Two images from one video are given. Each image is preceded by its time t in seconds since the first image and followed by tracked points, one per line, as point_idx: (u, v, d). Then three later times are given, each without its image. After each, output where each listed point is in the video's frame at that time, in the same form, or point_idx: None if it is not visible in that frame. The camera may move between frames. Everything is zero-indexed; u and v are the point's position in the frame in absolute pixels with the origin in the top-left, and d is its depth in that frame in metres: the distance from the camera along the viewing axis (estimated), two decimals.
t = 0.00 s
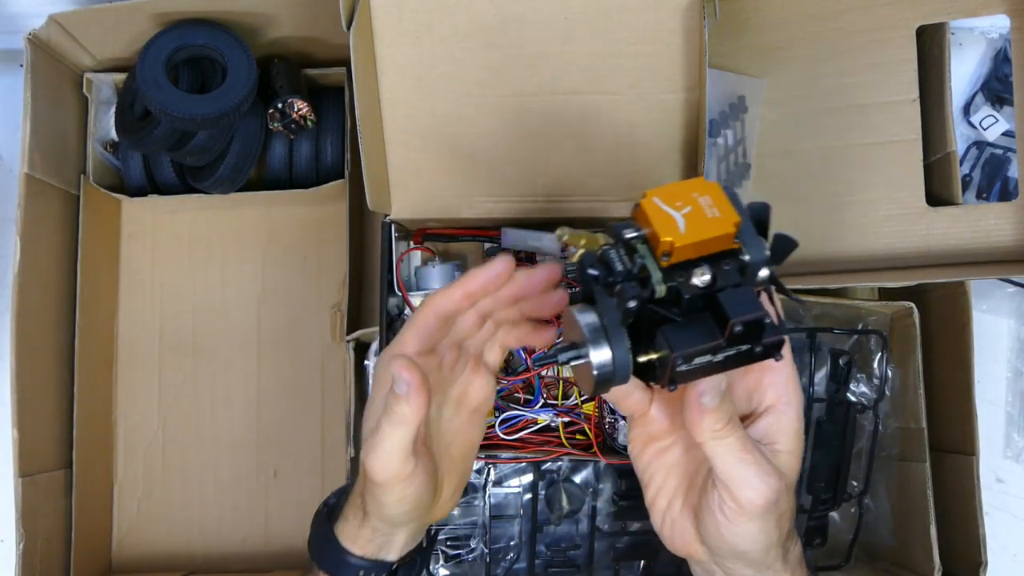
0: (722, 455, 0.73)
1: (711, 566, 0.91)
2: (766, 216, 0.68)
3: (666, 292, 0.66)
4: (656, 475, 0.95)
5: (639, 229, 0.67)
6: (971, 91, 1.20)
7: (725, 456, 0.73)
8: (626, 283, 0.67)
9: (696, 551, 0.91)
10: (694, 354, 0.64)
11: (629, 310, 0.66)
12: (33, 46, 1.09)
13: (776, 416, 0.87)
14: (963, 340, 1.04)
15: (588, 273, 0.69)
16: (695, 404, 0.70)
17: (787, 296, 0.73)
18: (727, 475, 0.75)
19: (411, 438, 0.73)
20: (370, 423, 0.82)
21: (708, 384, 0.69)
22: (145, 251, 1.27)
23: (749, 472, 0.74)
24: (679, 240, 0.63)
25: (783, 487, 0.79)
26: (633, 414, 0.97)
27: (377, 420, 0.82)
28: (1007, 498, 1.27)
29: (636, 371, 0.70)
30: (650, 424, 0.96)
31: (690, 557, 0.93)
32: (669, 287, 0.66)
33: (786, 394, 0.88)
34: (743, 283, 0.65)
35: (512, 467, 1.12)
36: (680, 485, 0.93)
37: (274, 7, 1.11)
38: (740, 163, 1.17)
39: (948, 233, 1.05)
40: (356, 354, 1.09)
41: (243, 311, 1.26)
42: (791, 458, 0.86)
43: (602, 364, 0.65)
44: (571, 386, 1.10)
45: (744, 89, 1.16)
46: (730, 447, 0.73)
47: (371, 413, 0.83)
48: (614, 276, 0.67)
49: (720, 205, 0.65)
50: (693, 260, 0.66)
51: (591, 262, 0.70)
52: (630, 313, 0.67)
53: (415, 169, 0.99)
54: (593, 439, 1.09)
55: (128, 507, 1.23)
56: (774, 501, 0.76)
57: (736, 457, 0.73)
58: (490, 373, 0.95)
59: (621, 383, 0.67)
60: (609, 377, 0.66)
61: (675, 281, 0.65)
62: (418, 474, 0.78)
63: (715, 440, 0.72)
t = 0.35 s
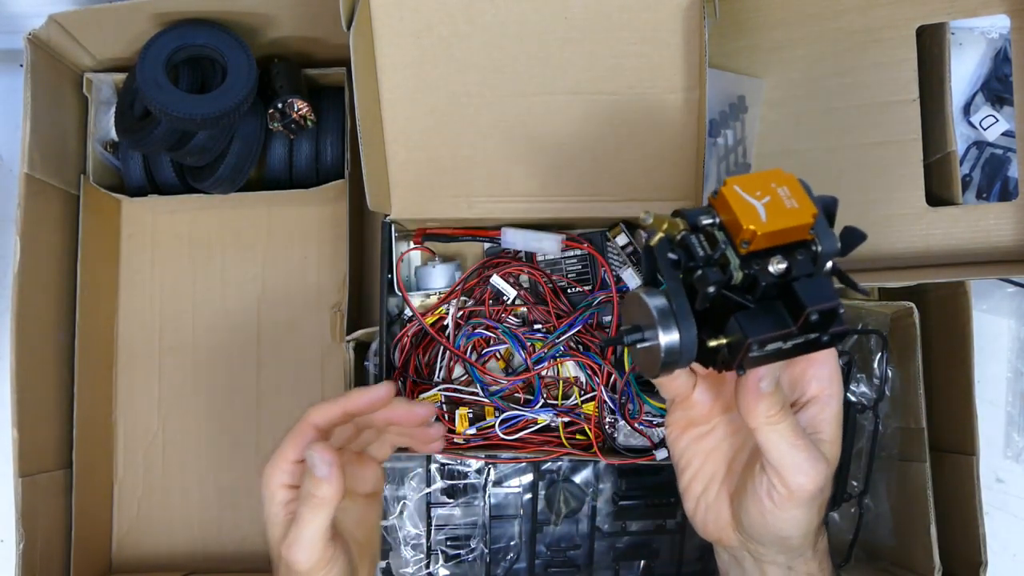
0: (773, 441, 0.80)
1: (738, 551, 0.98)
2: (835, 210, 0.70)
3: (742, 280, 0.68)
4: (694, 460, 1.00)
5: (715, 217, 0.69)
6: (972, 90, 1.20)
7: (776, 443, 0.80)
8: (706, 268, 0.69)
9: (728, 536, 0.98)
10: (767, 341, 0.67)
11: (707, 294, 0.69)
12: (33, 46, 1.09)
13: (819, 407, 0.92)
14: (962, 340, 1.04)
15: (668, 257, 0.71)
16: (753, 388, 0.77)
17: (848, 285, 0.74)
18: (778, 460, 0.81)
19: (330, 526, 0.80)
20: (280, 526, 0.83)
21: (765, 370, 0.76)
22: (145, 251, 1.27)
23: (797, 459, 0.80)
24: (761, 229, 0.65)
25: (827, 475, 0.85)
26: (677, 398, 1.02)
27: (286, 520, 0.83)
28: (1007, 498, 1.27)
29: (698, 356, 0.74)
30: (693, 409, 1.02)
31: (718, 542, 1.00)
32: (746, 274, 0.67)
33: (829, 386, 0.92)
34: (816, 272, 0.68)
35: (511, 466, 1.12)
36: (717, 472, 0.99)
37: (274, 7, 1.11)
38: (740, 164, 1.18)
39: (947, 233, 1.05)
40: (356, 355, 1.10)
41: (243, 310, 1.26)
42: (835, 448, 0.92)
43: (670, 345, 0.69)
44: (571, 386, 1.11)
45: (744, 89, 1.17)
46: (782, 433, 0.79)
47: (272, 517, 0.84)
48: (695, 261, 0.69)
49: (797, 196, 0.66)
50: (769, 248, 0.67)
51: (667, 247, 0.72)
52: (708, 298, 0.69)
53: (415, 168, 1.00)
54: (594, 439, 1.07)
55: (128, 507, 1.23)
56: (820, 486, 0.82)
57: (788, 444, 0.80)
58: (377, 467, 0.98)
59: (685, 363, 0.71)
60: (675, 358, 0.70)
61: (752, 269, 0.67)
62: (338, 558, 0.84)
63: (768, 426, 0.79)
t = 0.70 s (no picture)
0: (805, 455, 0.80)
1: (758, 565, 0.99)
2: (867, 231, 0.72)
3: (780, 300, 0.68)
4: (717, 473, 1.01)
5: (753, 238, 0.70)
6: (972, 90, 1.19)
7: (808, 457, 0.81)
8: (745, 288, 0.69)
9: (748, 551, 0.98)
10: (804, 359, 0.67)
11: (746, 313, 0.69)
12: (33, 46, 1.09)
13: (846, 422, 0.94)
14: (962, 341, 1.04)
15: (706, 277, 0.72)
16: (786, 404, 0.78)
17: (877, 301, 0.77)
18: (810, 474, 0.82)
19: None
20: None
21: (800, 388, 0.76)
22: (146, 251, 1.28)
23: (827, 473, 0.81)
24: (800, 250, 0.65)
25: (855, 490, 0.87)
26: (701, 411, 1.03)
27: None
28: (1007, 498, 1.27)
29: (732, 372, 0.74)
30: (717, 423, 1.03)
31: (737, 557, 1.00)
32: (783, 294, 0.67)
33: (853, 402, 0.95)
34: (850, 292, 0.68)
35: (511, 466, 1.12)
36: (739, 485, 1.00)
37: (273, 7, 1.10)
38: (740, 164, 1.18)
39: (948, 234, 1.05)
40: (356, 355, 1.08)
41: (242, 310, 1.26)
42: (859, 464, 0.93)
43: (706, 362, 0.70)
44: (571, 386, 1.11)
45: (744, 89, 1.17)
46: (813, 448, 0.80)
47: None
48: (734, 281, 0.70)
49: (834, 217, 0.67)
50: (806, 269, 0.68)
51: (706, 268, 0.73)
52: (746, 317, 0.70)
53: (415, 168, 1.00)
54: (593, 439, 1.07)
55: (128, 507, 1.23)
56: (851, 500, 0.82)
57: (820, 458, 0.81)
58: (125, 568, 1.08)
59: (719, 380, 0.72)
60: (711, 375, 0.71)
61: (790, 288, 0.67)
62: None
63: (800, 440, 0.80)
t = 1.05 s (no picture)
0: (797, 462, 0.81)
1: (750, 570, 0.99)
2: (854, 239, 0.72)
3: (765, 309, 0.68)
4: (709, 478, 1.01)
5: (738, 247, 0.70)
6: (972, 90, 1.19)
7: (799, 464, 0.81)
8: (730, 297, 0.69)
9: (739, 555, 0.99)
10: (788, 368, 0.67)
11: (731, 322, 0.69)
12: (33, 46, 1.09)
13: (837, 430, 0.94)
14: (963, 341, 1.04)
15: (692, 286, 0.73)
16: (778, 412, 0.78)
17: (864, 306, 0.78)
18: (802, 482, 0.82)
19: None
20: None
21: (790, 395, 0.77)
22: (145, 251, 1.28)
23: (819, 480, 0.81)
24: (784, 259, 0.65)
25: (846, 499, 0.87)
26: (694, 415, 1.02)
27: None
28: (1007, 498, 1.27)
29: (721, 381, 0.74)
30: (709, 428, 1.02)
31: (728, 561, 1.01)
32: (768, 303, 0.68)
33: (845, 410, 0.95)
34: (835, 301, 0.68)
35: (511, 466, 1.12)
36: (730, 491, 1.00)
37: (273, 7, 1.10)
38: (740, 164, 1.19)
39: (948, 234, 1.05)
40: (356, 355, 1.08)
41: (243, 310, 1.26)
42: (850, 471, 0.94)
43: (693, 370, 0.70)
44: (571, 386, 1.12)
45: (743, 89, 1.17)
46: (805, 455, 0.80)
47: None
48: (718, 290, 0.70)
49: (818, 226, 0.67)
50: (792, 278, 0.68)
51: (692, 276, 0.73)
52: (731, 325, 0.70)
53: (415, 168, 1.00)
54: (593, 439, 1.07)
55: (128, 507, 1.23)
56: (841, 507, 0.83)
57: (812, 465, 0.81)
58: None
59: (707, 389, 0.72)
60: (698, 384, 0.71)
61: (774, 297, 0.67)
62: None
63: (792, 448, 0.80)
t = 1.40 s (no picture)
0: (820, 454, 0.80)
1: (762, 563, 0.99)
2: (892, 235, 0.71)
3: (802, 298, 0.68)
4: (726, 469, 1.02)
5: (778, 236, 0.69)
6: (971, 91, 1.17)
7: (822, 456, 0.81)
8: (770, 284, 0.69)
9: (752, 548, 0.99)
10: (824, 358, 0.67)
11: (769, 309, 0.69)
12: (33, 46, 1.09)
13: (857, 426, 0.94)
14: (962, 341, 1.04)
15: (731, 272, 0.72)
16: (803, 404, 0.78)
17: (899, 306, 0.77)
18: (823, 474, 0.82)
19: None
20: None
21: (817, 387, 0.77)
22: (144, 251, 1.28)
23: (841, 473, 0.81)
24: (825, 249, 0.64)
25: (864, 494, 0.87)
26: (715, 405, 1.03)
27: None
28: (1008, 498, 1.25)
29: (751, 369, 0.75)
30: (729, 419, 1.03)
31: (740, 554, 1.01)
32: (806, 292, 0.67)
33: (866, 407, 0.95)
34: (872, 293, 0.68)
35: (511, 467, 1.12)
36: (747, 482, 1.01)
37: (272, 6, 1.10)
38: (740, 163, 1.19)
39: (947, 234, 1.05)
40: (356, 355, 1.07)
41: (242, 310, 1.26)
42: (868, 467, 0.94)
43: (725, 356, 0.70)
44: (571, 386, 1.12)
45: (743, 88, 1.17)
46: (828, 448, 0.80)
47: None
48: (758, 276, 0.69)
49: (859, 219, 0.66)
50: (830, 270, 0.67)
51: (730, 262, 0.72)
52: (768, 313, 0.70)
53: (415, 169, 1.00)
54: (594, 439, 1.07)
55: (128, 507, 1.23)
56: (861, 501, 0.83)
57: (835, 458, 0.81)
58: None
59: (737, 376, 0.72)
60: (729, 370, 0.71)
61: (813, 287, 0.67)
62: None
63: (814, 440, 0.80)
